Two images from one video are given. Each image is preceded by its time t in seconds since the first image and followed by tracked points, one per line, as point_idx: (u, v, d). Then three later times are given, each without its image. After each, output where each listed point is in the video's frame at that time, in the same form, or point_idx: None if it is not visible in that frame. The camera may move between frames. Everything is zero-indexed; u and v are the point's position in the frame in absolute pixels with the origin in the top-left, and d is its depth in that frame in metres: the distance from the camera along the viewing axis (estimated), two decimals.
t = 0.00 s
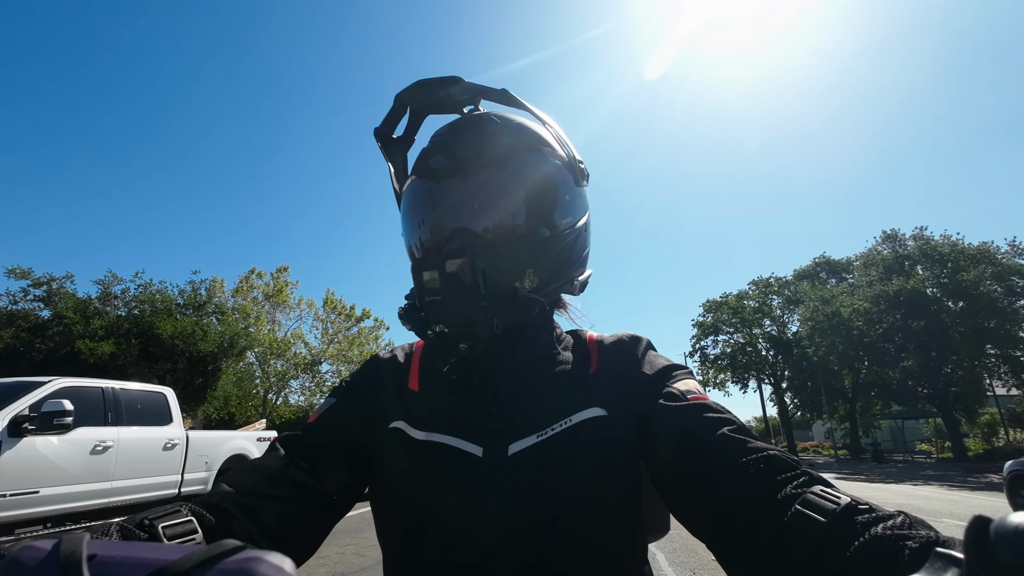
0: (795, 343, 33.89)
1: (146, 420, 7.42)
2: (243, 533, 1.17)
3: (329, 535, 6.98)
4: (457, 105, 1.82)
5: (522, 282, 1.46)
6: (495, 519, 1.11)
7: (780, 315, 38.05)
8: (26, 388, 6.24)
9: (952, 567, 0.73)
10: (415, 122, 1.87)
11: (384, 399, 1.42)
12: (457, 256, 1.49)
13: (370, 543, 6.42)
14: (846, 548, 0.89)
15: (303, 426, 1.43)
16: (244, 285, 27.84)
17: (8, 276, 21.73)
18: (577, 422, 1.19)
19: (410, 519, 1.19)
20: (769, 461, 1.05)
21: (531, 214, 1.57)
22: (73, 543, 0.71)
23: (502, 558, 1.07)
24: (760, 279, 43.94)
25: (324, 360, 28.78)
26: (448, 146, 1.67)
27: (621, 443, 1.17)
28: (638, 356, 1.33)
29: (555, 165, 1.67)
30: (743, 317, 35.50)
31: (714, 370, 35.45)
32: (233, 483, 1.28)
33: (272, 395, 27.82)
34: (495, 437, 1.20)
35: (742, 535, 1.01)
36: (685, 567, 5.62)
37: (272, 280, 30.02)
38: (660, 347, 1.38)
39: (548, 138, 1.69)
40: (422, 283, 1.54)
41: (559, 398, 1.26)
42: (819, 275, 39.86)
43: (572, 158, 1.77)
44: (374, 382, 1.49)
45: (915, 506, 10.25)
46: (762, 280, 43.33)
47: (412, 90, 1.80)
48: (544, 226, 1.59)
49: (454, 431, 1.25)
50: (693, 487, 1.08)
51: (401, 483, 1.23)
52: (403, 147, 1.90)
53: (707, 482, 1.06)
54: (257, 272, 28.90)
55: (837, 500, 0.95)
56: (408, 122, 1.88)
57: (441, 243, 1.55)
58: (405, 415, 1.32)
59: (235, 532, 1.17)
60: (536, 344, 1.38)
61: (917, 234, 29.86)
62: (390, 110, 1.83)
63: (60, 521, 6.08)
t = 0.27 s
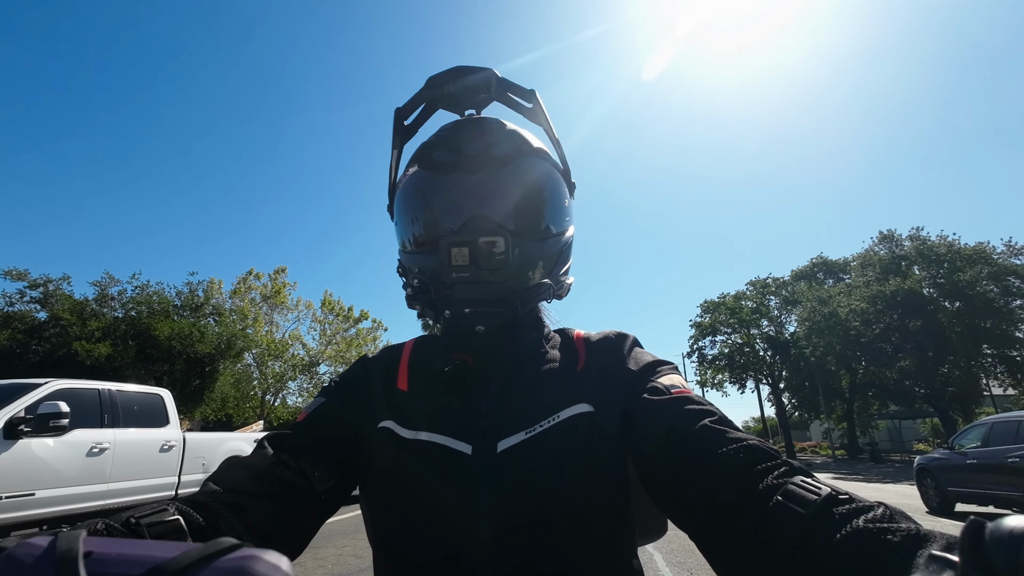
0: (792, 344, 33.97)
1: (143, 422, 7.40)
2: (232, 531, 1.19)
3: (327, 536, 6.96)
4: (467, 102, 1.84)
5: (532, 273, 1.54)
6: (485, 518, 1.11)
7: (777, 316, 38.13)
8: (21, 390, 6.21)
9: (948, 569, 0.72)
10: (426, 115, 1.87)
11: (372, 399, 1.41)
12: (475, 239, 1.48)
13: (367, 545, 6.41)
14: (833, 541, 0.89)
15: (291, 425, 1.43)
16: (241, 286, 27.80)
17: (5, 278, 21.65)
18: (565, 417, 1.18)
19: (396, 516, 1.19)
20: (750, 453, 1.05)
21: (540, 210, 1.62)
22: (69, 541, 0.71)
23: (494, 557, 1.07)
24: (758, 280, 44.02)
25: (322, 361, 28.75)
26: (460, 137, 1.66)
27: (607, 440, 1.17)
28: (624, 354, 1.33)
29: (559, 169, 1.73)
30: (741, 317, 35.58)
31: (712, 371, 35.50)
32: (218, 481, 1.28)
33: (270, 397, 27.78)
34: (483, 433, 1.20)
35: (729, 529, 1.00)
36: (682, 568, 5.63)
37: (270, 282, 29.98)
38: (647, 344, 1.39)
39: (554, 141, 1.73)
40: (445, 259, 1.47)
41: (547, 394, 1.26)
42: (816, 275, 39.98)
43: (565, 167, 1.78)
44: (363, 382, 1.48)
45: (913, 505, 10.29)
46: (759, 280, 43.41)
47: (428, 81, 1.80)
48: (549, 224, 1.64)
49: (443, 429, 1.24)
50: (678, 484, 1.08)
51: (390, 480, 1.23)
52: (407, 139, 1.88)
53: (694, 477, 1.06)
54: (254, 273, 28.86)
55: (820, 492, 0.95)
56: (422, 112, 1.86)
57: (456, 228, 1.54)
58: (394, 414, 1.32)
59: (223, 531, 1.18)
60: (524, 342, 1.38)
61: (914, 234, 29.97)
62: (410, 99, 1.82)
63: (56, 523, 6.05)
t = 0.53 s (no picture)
0: (790, 344, 34.03)
1: (141, 423, 7.38)
2: (236, 524, 1.17)
3: (325, 537, 6.96)
4: (473, 104, 1.84)
5: (538, 273, 1.54)
6: (487, 517, 1.11)
7: (775, 316, 38.18)
8: (19, 391, 6.20)
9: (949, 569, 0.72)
10: (433, 115, 1.87)
11: (376, 397, 1.41)
12: (482, 240, 1.48)
13: (366, 545, 6.41)
14: (838, 544, 0.89)
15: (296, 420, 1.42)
16: (240, 287, 27.76)
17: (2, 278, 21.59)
18: (568, 416, 1.18)
19: (398, 513, 1.19)
20: (752, 452, 1.06)
21: (547, 211, 1.62)
22: (69, 541, 0.71)
23: (496, 554, 1.07)
24: (756, 280, 44.06)
25: (320, 361, 28.72)
26: (465, 138, 1.66)
27: (610, 438, 1.18)
28: (626, 354, 1.34)
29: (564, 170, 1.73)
30: (739, 317, 35.64)
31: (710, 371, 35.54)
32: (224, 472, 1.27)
33: (268, 397, 27.74)
34: (486, 431, 1.20)
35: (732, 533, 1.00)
36: (680, 568, 5.64)
37: (268, 282, 29.94)
38: (650, 346, 1.39)
39: (560, 142, 1.73)
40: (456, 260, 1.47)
41: (549, 393, 1.26)
42: (814, 276, 40.05)
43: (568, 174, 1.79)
44: (367, 381, 1.49)
45: (910, 506, 10.31)
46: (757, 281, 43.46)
47: (434, 84, 1.80)
48: (555, 225, 1.64)
49: (445, 428, 1.24)
50: (679, 482, 1.09)
51: (394, 477, 1.23)
52: (413, 139, 1.88)
53: (694, 476, 1.06)
54: (252, 274, 28.81)
55: (824, 499, 0.95)
56: (428, 114, 1.86)
57: (463, 229, 1.54)
58: (399, 412, 1.32)
59: (226, 522, 1.16)
60: (529, 342, 1.38)
61: (911, 235, 30.05)
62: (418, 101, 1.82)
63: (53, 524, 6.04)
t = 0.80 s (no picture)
0: (788, 344, 34.09)
1: (139, 422, 7.37)
2: (243, 519, 1.17)
3: (323, 537, 6.95)
4: (479, 103, 1.84)
5: (540, 274, 1.54)
6: (491, 517, 1.11)
7: (773, 317, 38.22)
8: (17, 390, 6.18)
9: (952, 566, 0.71)
10: (438, 115, 1.87)
11: (379, 398, 1.41)
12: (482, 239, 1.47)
13: (364, 545, 6.41)
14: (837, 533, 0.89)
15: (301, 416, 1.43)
16: (238, 286, 27.73)
17: None
18: (571, 417, 1.19)
19: (400, 512, 1.20)
20: (750, 443, 1.06)
21: (548, 212, 1.62)
22: (72, 544, 0.70)
23: (498, 551, 1.07)
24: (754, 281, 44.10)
25: (319, 361, 28.68)
26: (469, 137, 1.66)
27: (612, 437, 1.18)
28: (627, 354, 1.34)
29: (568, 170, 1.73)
30: (737, 318, 35.69)
31: (709, 371, 35.56)
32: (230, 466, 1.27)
33: (266, 397, 27.71)
34: (490, 431, 1.20)
35: (735, 530, 1.01)
36: (679, 567, 5.67)
37: (266, 281, 29.88)
38: (651, 345, 1.40)
39: (565, 142, 1.73)
40: (456, 258, 1.46)
41: (553, 392, 1.26)
42: (812, 276, 40.10)
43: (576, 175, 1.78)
44: (371, 379, 1.49)
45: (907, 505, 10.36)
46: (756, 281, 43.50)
47: (440, 82, 1.80)
48: (558, 225, 1.64)
49: (449, 426, 1.24)
50: (681, 478, 1.09)
51: (398, 475, 1.23)
52: (418, 138, 1.88)
53: (695, 475, 1.07)
54: (251, 273, 28.77)
55: (804, 466, 0.97)
56: (433, 113, 1.86)
57: (465, 228, 1.54)
58: (402, 411, 1.32)
59: (231, 516, 1.16)
60: (532, 342, 1.39)
61: (909, 236, 30.13)
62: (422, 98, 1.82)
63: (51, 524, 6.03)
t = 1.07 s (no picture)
0: (787, 345, 34.13)
1: (138, 421, 7.36)
2: (246, 530, 1.16)
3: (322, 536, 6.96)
4: (482, 100, 1.84)
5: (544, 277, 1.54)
6: (490, 518, 1.11)
7: (772, 317, 38.25)
8: (15, 388, 6.17)
9: (953, 566, 0.71)
10: (441, 111, 1.87)
11: (379, 398, 1.41)
12: (488, 241, 1.48)
13: (363, 544, 6.42)
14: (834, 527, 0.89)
15: (299, 421, 1.42)
16: (237, 285, 27.70)
17: None
18: (572, 417, 1.18)
19: (399, 512, 1.20)
20: (749, 440, 1.06)
21: (552, 213, 1.62)
22: (74, 544, 0.70)
23: (500, 552, 1.07)
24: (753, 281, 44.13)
25: (318, 360, 28.64)
26: (473, 137, 1.66)
27: (612, 436, 1.18)
28: (626, 354, 1.34)
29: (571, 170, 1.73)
30: (736, 318, 35.73)
31: (707, 371, 35.61)
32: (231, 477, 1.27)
33: (265, 396, 27.69)
34: (489, 431, 1.20)
35: (736, 532, 1.01)
36: (677, 567, 5.68)
37: (265, 280, 29.84)
38: (650, 344, 1.40)
39: (567, 140, 1.73)
40: (461, 261, 1.46)
41: (552, 392, 1.26)
42: (811, 276, 40.17)
43: (578, 174, 1.78)
44: (370, 379, 1.49)
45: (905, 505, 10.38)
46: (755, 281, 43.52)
47: (444, 79, 1.80)
48: (561, 227, 1.64)
49: (450, 426, 1.24)
50: (680, 475, 1.10)
51: (400, 477, 1.22)
52: (419, 135, 1.88)
53: (694, 474, 1.07)
54: (250, 272, 28.74)
55: (806, 469, 0.97)
56: (435, 111, 1.86)
57: (471, 228, 1.54)
58: (402, 411, 1.32)
59: (236, 527, 1.15)
60: (531, 342, 1.38)
61: (908, 237, 30.19)
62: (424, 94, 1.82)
63: (49, 523, 6.02)
